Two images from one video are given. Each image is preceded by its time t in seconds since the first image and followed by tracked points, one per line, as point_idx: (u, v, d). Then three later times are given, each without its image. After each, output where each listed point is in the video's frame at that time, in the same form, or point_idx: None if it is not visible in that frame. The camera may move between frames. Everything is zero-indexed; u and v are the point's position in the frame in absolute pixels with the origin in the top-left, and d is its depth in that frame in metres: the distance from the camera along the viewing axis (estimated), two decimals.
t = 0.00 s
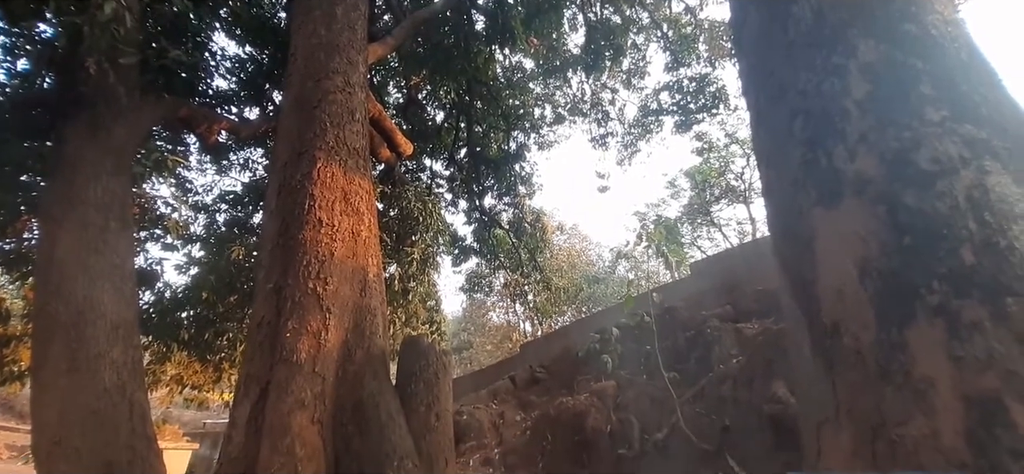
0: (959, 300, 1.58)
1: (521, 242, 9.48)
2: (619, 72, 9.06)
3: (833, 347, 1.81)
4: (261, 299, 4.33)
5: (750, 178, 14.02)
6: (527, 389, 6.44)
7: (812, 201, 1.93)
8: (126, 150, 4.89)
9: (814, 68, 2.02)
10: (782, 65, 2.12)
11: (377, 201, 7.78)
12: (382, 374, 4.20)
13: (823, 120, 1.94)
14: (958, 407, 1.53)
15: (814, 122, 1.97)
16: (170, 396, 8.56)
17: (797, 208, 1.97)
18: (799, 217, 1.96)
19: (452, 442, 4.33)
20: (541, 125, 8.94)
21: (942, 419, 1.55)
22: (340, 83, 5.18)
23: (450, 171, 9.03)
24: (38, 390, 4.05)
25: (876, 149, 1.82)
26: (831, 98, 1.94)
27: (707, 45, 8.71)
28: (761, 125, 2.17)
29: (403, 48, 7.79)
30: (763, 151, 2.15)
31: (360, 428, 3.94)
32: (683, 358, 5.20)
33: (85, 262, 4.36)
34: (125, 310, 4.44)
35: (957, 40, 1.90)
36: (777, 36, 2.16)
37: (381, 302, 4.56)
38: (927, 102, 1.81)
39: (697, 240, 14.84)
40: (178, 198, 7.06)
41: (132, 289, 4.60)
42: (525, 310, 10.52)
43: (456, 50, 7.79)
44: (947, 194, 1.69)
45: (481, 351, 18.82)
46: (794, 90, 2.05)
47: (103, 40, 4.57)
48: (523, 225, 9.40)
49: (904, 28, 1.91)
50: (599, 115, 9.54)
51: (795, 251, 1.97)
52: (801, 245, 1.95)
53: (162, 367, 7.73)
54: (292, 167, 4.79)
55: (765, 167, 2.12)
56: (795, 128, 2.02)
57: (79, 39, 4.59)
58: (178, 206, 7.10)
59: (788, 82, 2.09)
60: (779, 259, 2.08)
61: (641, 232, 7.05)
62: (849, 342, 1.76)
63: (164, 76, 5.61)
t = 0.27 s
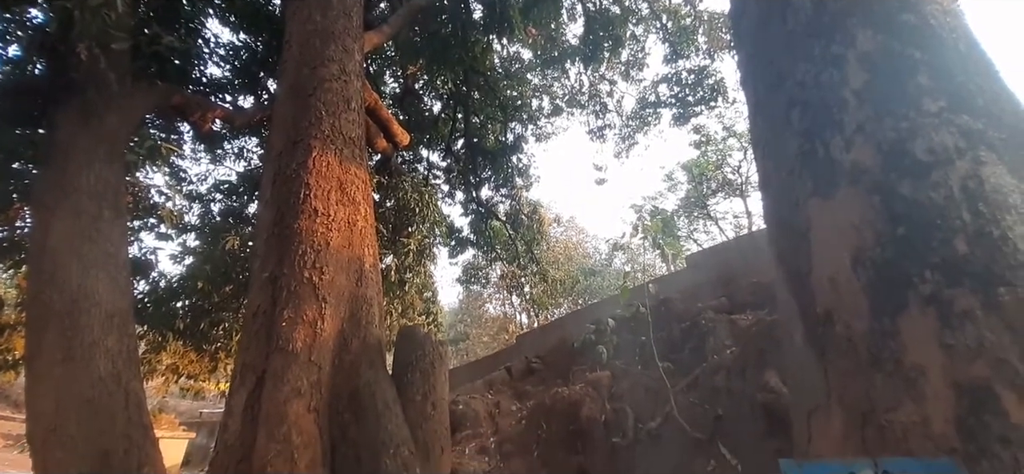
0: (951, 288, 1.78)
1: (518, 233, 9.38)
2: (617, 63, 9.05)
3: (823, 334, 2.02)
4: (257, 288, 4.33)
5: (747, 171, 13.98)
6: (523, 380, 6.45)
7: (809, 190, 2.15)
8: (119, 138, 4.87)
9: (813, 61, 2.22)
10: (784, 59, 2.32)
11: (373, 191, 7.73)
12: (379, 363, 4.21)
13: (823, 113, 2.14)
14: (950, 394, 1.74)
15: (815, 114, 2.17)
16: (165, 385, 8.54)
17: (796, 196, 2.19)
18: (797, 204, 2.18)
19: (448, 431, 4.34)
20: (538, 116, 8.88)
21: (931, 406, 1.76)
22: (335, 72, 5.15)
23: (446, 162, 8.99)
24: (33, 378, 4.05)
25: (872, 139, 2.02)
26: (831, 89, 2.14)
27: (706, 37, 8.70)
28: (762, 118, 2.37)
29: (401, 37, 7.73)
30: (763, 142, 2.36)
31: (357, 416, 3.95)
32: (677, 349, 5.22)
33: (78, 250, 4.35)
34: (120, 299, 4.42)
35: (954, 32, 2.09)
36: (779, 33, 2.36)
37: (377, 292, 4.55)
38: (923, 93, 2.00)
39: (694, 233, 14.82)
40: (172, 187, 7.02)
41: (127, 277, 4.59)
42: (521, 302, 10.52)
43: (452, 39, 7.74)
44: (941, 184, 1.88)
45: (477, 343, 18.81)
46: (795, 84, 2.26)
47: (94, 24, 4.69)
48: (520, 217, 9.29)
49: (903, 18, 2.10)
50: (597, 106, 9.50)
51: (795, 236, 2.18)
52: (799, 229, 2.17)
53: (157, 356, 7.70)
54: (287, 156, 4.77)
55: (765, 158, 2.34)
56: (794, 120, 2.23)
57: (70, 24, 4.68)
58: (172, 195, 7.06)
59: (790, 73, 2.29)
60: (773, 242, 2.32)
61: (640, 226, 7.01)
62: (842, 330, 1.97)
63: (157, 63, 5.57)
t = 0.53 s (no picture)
0: (952, 274, 1.61)
1: (519, 224, 9.42)
2: (618, 52, 8.99)
3: (824, 319, 1.83)
4: (258, 279, 4.34)
5: (748, 161, 13.94)
6: (524, 370, 6.45)
7: (809, 178, 1.94)
8: (118, 129, 4.86)
9: (817, 44, 2.02)
10: (783, 43, 2.12)
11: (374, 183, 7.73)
12: (381, 353, 4.23)
13: (824, 96, 1.95)
14: (950, 380, 1.57)
15: (814, 98, 1.97)
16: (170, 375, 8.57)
17: (795, 185, 1.98)
18: (796, 194, 1.98)
19: (450, 419, 4.37)
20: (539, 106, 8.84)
21: (931, 389, 1.59)
22: (333, 61, 5.12)
23: (447, 153, 8.96)
24: (36, 369, 4.07)
25: (875, 124, 1.83)
26: (833, 72, 1.95)
27: (708, 25, 8.63)
28: (761, 105, 2.16)
29: (398, 26, 7.66)
30: (762, 131, 2.15)
31: (360, 404, 3.98)
32: (677, 337, 5.22)
33: (78, 241, 4.35)
34: (122, 290, 4.42)
35: (960, 15, 1.90)
36: (779, 15, 2.18)
37: (379, 282, 4.55)
38: (928, 76, 1.82)
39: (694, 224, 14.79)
40: (171, 179, 7.00)
41: (128, 268, 4.59)
42: (522, 293, 10.53)
43: (451, 28, 7.68)
44: (943, 169, 1.71)
45: (478, 333, 18.88)
46: (796, 67, 2.05)
47: (89, 11, 4.64)
48: (521, 208, 9.32)
49: (907, 3, 1.91)
50: (598, 96, 9.47)
51: (792, 228, 1.98)
52: (797, 221, 1.96)
53: (160, 347, 7.74)
54: (286, 146, 4.75)
55: (764, 147, 2.13)
56: (796, 105, 2.01)
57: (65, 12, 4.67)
58: (172, 187, 7.04)
59: (790, 59, 2.09)
60: (775, 238, 2.08)
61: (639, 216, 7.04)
62: (842, 315, 1.78)
63: (153, 53, 5.54)
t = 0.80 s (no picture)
0: (954, 259, 1.61)
1: (519, 215, 9.35)
2: (620, 41, 8.93)
3: (823, 307, 1.83)
4: (259, 269, 4.35)
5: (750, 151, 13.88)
6: (524, 359, 6.43)
7: (811, 164, 1.93)
8: (115, 118, 4.86)
9: (821, 28, 2.00)
10: (786, 29, 2.11)
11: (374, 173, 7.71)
12: (382, 341, 4.24)
13: (826, 81, 1.93)
14: (948, 366, 1.57)
15: (817, 83, 1.96)
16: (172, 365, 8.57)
17: (796, 172, 1.97)
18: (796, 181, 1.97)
19: (450, 407, 4.38)
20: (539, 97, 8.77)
21: (930, 374, 1.59)
22: (333, 49, 5.10)
23: (446, 143, 8.93)
24: (39, 359, 4.08)
25: (879, 109, 1.81)
26: (837, 57, 1.93)
27: (710, 13, 8.57)
28: (763, 91, 2.16)
29: (398, 15, 7.64)
30: (763, 117, 2.14)
31: (360, 393, 3.98)
32: (677, 326, 5.22)
33: (78, 231, 4.36)
34: (123, 279, 4.43)
35: None
36: None
37: (379, 272, 4.57)
38: (933, 60, 1.80)
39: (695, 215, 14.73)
40: (171, 169, 6.99)
41: (129, 258, 4.59)
42: (523, 284, 10.53)
43: (451, 16, 7.64)
44: (947, 155, 1.70)
45: (479, 324, 18.90)
46: (798, 52, 2.04)
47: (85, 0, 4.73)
48: (521, 198, 9.26)
49: None
50: (599, 86, 9.43)
51: (792, 213, 1.98)
52: (796, 206, 1.96)
53: (163, 338, 7.77)
54: (285, 135, 4.74)
55: (766, 133, 2.12)
56: (798, 91, 2.00)
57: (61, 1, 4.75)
58: (171, 177, 7.03)
59: (793, 45, 2.08)
60: (775, 226, 2.08)
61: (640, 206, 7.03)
62: (842, 301, 1.78)
63: (149, 42, 5.53)
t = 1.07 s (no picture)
0: (950, 245, 1.60)
1: (518, 206, 9.34)
2: (619, 30, 8.88)
3: (820, 293, 1.83)
4: (257, 259, 4.38)
5: (750, 141, 13.83)
6: (523, 349, 6.36)
7: (811, 151, 1.91)
8: (110, 108, 4.86)
9: (822, 13, 1.96)
10: (788, 13, 2.07)
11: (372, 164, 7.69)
12: (381, 330, 4.30)
13: (826, 67, 1.90)
14: (943, 350, 1.57)
15: (817, 69, 1.93)
16: (173, 356, 8.58)
17: (795, 158, 1.95)
18: (796, 167, 1.95)
19: (451, 395, 4.43)
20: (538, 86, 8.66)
21: (924, 359, 1.60)
22: (329, 37, 5.06)
23: (444, 134, 8.91)
24: (40, 349, 4.18)
25: (879, 95, 1.78)
26: (837, 43, 1.89)
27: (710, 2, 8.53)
28: (762, 76, 2.13)
29: (395, 3, 7.61)
30: (763, 103, 2.12)
31: (361, 381, 4.04)
32: (675, 315, 5.23)
33: (76, 222, 4.43)
34: (122, 270, 4.52)
35: None
36: None
37: (378, 261, 4.59)
38: (934, 45, 1.77)
39: (694, 205, 14.69)
40: (168, 159, 6.97)
41: (127, 249, 4.67)
42: (522, 274, 10.55)
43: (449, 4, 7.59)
44: (946, 140, 1.67)
45: (478, 314, 18.93)
46: (799, 36, 2.01)
47: None
48: (520, 190, 9.23)
49: None
50: (598, 75, 9.39)
51: (790, 200, 1.97)
52: (795, 194, 1.95)
53: (163, 328, 7.79)
54: (281, 125, 4.72)
55: (766, 120, 2.09)
56: (798, 78, 1.98)
57: None
58: (169, 168, 7.02)
59: (794, 29, 2.04)
60: (773, 214, 2.07)
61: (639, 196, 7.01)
62: (838, 287, 1.79)
63: (144, 32, 5.52)
